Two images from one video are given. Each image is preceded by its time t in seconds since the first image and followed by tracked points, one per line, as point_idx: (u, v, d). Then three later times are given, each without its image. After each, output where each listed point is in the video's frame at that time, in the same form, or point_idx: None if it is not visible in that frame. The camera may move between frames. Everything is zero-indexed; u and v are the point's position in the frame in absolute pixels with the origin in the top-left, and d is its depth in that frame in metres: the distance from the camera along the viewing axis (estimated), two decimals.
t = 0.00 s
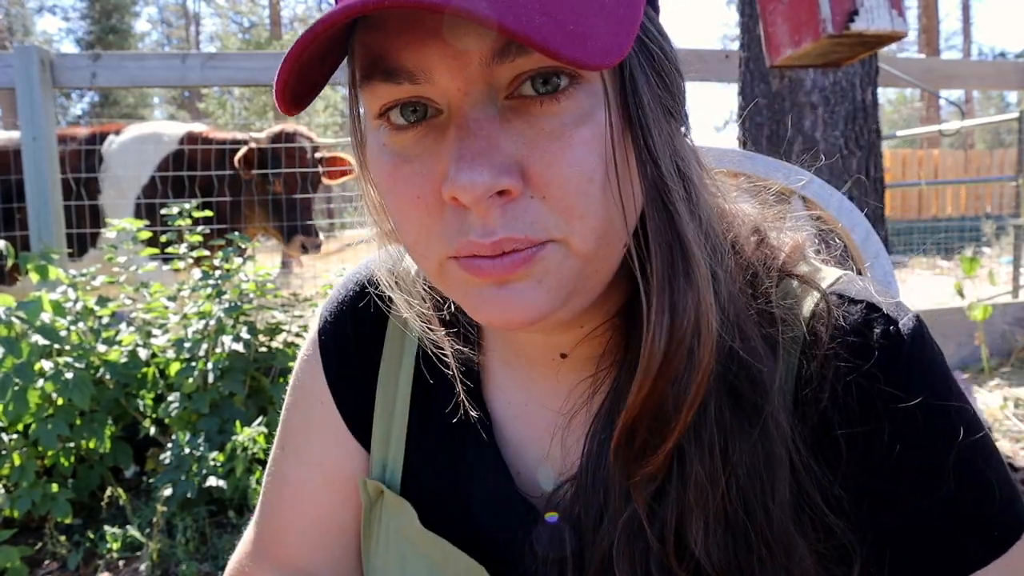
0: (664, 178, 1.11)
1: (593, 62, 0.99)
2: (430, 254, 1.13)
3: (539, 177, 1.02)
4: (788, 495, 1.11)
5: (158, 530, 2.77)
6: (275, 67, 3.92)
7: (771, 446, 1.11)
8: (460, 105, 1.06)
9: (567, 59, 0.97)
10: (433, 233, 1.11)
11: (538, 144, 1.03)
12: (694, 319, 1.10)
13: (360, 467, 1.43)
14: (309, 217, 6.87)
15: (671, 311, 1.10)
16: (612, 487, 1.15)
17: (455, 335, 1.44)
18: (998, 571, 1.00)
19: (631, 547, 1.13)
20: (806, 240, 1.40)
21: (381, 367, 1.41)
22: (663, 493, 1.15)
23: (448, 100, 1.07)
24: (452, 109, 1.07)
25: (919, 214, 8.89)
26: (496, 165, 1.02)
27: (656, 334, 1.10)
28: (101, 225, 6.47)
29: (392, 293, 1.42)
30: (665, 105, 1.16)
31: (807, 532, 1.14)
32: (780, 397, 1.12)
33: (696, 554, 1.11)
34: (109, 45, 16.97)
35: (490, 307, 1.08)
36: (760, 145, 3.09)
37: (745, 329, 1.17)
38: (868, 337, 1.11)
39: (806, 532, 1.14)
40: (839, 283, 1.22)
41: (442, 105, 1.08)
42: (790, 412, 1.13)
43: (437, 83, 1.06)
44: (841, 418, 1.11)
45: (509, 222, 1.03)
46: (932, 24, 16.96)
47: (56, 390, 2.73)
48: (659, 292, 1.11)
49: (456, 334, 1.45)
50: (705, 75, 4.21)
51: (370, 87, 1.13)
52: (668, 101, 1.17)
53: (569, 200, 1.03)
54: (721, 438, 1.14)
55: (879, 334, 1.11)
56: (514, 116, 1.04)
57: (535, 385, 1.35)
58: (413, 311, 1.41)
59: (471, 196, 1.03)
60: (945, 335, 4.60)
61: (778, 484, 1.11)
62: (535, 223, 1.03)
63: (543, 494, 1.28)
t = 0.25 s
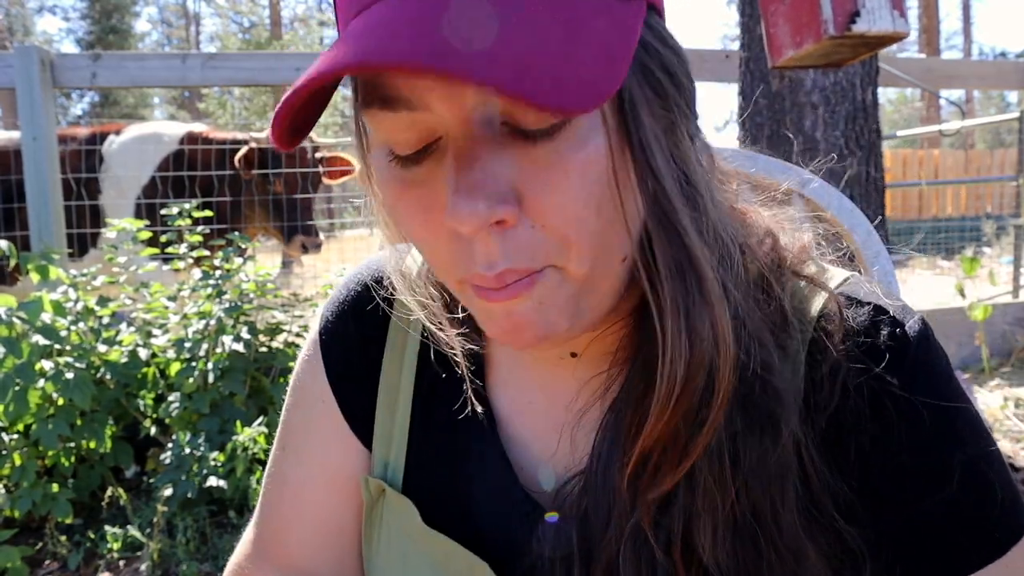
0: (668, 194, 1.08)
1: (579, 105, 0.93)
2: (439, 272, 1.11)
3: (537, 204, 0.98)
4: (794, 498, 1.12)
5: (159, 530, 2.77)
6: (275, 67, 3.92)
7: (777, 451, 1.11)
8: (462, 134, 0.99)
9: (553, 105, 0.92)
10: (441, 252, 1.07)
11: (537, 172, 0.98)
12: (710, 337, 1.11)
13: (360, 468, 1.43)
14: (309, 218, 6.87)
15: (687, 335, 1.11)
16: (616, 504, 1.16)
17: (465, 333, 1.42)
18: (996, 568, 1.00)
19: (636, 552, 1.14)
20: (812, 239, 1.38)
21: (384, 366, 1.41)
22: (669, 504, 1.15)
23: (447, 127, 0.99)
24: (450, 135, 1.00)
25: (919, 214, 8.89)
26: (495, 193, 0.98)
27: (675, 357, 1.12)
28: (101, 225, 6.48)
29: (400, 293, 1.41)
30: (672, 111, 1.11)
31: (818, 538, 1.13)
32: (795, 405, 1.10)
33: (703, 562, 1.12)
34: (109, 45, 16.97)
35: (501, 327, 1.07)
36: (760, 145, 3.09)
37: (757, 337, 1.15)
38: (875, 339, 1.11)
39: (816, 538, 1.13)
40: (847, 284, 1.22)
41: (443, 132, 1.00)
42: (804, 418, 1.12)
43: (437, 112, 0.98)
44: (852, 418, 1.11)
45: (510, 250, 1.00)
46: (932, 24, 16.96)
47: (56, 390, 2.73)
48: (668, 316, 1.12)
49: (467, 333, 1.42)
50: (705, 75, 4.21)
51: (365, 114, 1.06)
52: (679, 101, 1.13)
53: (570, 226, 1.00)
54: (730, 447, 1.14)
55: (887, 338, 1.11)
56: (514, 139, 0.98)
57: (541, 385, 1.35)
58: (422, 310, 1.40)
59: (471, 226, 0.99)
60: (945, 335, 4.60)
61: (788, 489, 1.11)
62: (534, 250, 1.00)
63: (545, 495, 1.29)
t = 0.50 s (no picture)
0: (639, 210, 1.07)
1: (528, 134, 0.94)
2: (426, 285, 1.13)
3: (507, 219, 1.01)
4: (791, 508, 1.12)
5: (158, 530, 2.76)
6: (275, 67, 3.92)
7: (773, 461, 1.11)
8: (434, 152, 1.03)
9: (499, 137, 0.94)
10: (424, 263, 1.10)
11: (506, 187, 1.00)
12: (672, 360, 1.07)
13: (363, 468, 1.43)
14: (309, 217, 6.87)
15: (647, 345, 1.07)
16: (609, 518, 1.15)
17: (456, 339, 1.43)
18: (999, 569, 1.01)
19: (634, 561, 1.14)
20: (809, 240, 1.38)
21: (387, 367, 1.42)
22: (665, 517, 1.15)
23: (420, 145, 1.04)
24: (425, 154, 1.04)
25: (919, 214, 8.89)
26: (465, 208, 1.01)
27: (635, 379, 1.07)
28: (101, 224, 6.48)
29: (402, 297, 1.39)
30: (647, 122, 1.11)
31: (814, 541, 1.15)
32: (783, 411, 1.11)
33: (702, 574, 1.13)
34: (109, 45, 16.97)
35: (484, 342, 1.07)
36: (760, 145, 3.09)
37: (747, 346, 1.15)
38: (874, 343, 1.11)
39: (807, 541, 1.14)
40: (845, 284, 1.22)
41: (417, 150, 1.05)
42: (794, 424, 1.12)
43: (408, 131, 1.03)
44: (849, 423, 1.10)
45: (481, 263, 1.02)
46: (932, 24, 16.95)
47: (56, 390, 2.73)
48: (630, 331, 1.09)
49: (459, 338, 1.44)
50: (705, 75, 4.21)
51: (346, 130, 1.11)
52: (659, 110, 1.14)
53: (542, 240, 1.02)
54: (727, 458, 1.13)
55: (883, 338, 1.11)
56: (483, 156, 1.01)
57: (542, 389, 1.35)
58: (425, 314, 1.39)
59: (441, 242, 1.01)
60: (944, 335, 4.60)
61: (784, 497, 1.12)
62: (505, 264, 1.02)
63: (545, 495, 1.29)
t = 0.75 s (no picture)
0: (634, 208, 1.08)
1: (516, 135, 0.95)
2: (419, 286, 1.13)
3: (498, 218, 1.01)
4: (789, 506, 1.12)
5: (158, 530, 2.76)
6: (275, 67, 3.91)
7: (770, 460, 1.11)
8: (426, 153, 1.04)
9: (486, 139, 0.94)
10: (415, 264, 1.09)
11: (496, 187, 1.01)
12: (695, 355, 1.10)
13: (365, 467, 1.43)
14: (309, 217, 6.87)
15: (674, 348, 1.11)
16: (608, 513, 1.16)
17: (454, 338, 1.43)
18: (996, 566, 1.01)
19: (632, 561, 1.14)
20: (807, 239, 1.38)
21: (388, 367, 1.41)
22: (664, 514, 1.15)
23: (413, 146, 1.04)
24: (416, 154, 1.05)
25: (919, 215, 8.90)
26: (456, 209, 1.01)
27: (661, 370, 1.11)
28: (101, 225, 6.48)
29: (398, 297, 1.38)
30: (641, 121, 1.12)
31: (811, 539, 1.15)
32: (781, 409, 1.12)
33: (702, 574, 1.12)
34: (108, 45, 16.97)
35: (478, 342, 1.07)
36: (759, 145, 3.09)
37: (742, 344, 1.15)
38: (870, 341, 1.10)
39: (805, 539, 1.14)
40: (840, 282, 1.22)
41: (410, 152, 1.05)
42: (790, 421, 1.12)
43: (400, 133, 1.03)
44: (846, 421, 1.10)
45: (471, 263, 1.02)
46: (932, 24, 16.95)
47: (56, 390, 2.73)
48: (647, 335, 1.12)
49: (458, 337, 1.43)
50: (705, 76, 4.21)
51: (341, 133, 1.11)
52: (653, 108, 1.14)
53: (534, 240, 1.02)
54: (724, 456, 1.13)
55: (881, 334, 1.11)
56: (474, 158, 1.01)
57: (542, 388, 1.35)
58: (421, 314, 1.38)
59: (433, 242, 1.02)
60: (944, 335, 4.60)
61: (782, 496, 1.12)
62: (497, 263, 1.02)
63: (543, 493, 1.30)
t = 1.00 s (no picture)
0: (627, 210, 1.07)
1: (506, 136, 0.95)
2: (418, 287, 1.13)
3: (495, 219, 1.01)
4: (790, 506, 1.12)
5: (159, 530, 2.77)
6: (277, 68, 3.92)
7: (769, 460, 1.11)
8: (422, 155, 1.04)
9: (477, 141, 0.94)
10: (415, 265, 1.10)
11: (493, 188, 1.01)
12: (660, 355, 1.08)
13: (366, 468, 1.43)
14: (309, 218, 6.87)
15: (638, 346, 1.08)
16: (608, 515, 1.15)
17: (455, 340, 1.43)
18: (997, 566, 1.01)
19: (632, 562, 1.15)
20: (808, 240, 1.38)
21: (389, 369, 1.42)
22: (663, 515, 1.15)
23: (409, 149, 1.04)
24: (413, 157, 1.05)
25: (920, 215, 8.89)
26: (452, 210, 1.02)
27: (630, 368, 1.09)
28: (102, 225, 6.48)
29: (398, 299, 1.39)
30: (636, 122, 1.12)
31: (811, 539, 1.15)
32: (780, 410, 1.11)
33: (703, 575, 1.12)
34: (109, 46, 16.98)
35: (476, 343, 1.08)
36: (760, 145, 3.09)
37: (740, 344, 1.15)
38: (871, 341, 1.10)
39: (806, 540, 1.14)
40: (842, 282, 1.22)
41: (407, 154, 1.05)
42: (789, 422, 1.12)
43: (397, 135, 1.04)
44: (846, 420, 1.10)
45: (469, 265, 1.02)
46: (932, 24, 16.94)
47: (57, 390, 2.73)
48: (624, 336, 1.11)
49: (458, 340, 1.43)
50: (706, 76, 4.21)
51: (339, 137, 1.12)
52: (648, 108, 1.13)
53: (530, 241, 1.02)
54: (723, 456, 1.13)
55: (883, 334, 1.11)
56: (470, 160, 1.01)
57: (542, 389, 1.35)
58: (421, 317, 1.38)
59: (429, 244, 1.02)
60: (945, 335, 4.60)
61: (782, 497, 1.11)
62: (495, 264, 1.03)
63: (544, 494, 1.30)
